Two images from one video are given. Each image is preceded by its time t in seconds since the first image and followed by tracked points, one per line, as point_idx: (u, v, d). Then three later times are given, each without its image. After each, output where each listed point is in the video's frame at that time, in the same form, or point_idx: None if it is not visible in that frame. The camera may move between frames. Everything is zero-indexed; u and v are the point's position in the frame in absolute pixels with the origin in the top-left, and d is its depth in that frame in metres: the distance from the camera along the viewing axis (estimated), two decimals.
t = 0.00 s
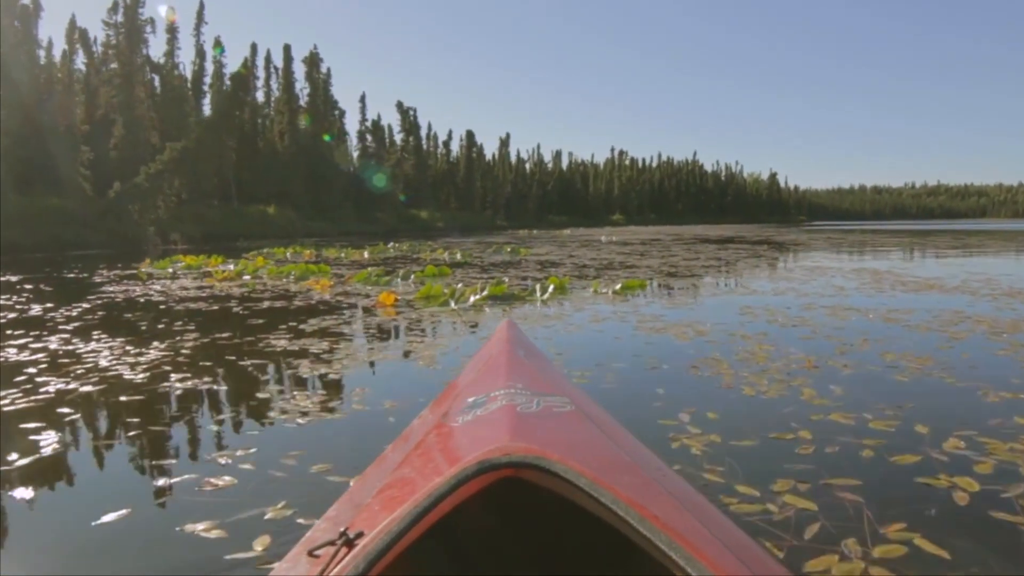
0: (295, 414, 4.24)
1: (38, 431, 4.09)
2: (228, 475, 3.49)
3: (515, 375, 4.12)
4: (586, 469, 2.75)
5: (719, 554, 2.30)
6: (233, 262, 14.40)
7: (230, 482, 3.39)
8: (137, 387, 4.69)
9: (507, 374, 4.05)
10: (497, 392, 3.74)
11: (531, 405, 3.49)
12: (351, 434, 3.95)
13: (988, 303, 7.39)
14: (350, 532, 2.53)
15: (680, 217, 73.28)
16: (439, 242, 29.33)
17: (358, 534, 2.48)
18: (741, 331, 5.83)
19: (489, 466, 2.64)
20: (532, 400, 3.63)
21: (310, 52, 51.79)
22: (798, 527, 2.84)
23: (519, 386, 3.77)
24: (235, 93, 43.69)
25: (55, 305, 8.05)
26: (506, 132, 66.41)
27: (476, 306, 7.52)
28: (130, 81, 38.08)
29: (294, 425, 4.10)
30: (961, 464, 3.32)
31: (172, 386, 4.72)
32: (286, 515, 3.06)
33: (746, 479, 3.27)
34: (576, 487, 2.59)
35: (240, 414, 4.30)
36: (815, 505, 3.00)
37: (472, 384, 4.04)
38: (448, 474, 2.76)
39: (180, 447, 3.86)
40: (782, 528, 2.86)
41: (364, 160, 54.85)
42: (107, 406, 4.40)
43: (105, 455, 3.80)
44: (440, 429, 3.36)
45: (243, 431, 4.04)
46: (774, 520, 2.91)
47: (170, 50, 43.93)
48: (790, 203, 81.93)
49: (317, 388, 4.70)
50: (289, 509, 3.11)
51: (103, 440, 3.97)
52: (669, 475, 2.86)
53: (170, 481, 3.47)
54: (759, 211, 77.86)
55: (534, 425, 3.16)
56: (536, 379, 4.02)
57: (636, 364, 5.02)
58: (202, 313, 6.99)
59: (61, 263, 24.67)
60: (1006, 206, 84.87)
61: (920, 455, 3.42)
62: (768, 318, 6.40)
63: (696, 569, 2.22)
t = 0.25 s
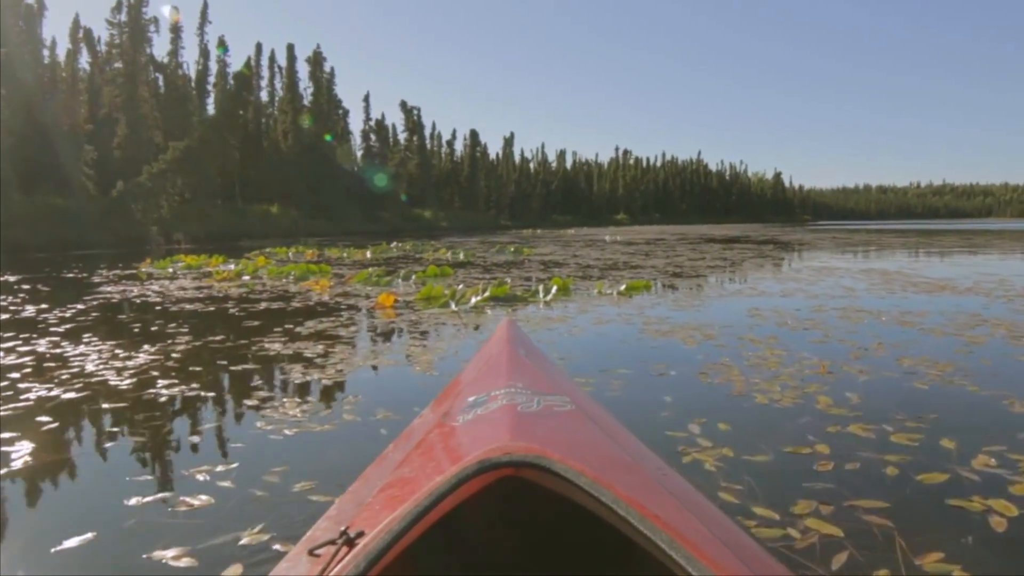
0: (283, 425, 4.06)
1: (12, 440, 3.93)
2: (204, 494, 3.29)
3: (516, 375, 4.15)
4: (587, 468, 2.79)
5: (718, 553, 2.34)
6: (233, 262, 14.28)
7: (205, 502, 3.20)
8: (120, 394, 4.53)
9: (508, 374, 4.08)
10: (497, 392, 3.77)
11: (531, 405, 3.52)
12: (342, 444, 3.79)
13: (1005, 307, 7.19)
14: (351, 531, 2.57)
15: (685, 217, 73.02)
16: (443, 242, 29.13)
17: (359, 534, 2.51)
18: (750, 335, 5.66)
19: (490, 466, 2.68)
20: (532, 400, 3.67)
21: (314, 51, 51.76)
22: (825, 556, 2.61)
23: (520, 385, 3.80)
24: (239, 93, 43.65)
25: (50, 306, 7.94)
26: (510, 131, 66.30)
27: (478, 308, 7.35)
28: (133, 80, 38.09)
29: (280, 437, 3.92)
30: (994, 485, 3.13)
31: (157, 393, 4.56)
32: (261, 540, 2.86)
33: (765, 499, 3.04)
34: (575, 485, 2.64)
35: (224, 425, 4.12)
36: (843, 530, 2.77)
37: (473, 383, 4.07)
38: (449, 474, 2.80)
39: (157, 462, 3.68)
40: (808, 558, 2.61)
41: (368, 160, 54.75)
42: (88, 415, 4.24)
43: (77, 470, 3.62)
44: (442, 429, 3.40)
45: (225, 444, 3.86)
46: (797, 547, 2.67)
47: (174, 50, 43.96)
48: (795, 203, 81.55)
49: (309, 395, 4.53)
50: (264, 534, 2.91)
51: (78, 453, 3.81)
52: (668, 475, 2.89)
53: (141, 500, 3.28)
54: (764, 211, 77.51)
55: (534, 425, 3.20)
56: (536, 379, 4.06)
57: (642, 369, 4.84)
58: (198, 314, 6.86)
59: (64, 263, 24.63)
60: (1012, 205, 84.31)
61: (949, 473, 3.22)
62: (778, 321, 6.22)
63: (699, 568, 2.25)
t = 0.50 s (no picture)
0: (269, 436, 3.89)
1: None
2: (178, 515, 3.10)
3: (516, 375, 4.08)
4: (587, 466, 2.72)
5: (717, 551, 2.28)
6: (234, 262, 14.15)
7: (179, 524, 3.00)
8: (102, 403, 4.37)
9: (507, 373, 4.01)
10: (497, 391, 3.69)
11: (531, 405, 3.44)
12: (331, 456, 3.63)
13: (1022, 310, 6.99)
14: (350, 531, 2.50)
15: (689, 217, 72.75)
16: (447, 241, 28.96)
17: (358, 534, 2.45)
18: (760, 339, 5.48)
19: (490, 465, 2.61)
20: (532, 400, 3.59)
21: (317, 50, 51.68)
22: None
23: (520, 385, 3.72)
24: (243, 92, 43.59)
25: (46, 307, 7.82)
26: (514, 131, 66.15)
27: (479, 310, 7.17)
28: (137, 79, 38.04)
29: (265, 450, 3.74)
30: None
31: (141, 401, 4.40)
32: (233, 568, 2.65)
33: (789, 523, 2.83)
34: (576, 486, 2.57)
35: (207, 437, 3.95)
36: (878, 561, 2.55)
37: (473, 384, 4.00)
38: (449, 474, 2.74)
39: (135, 479, 3.50)
40: None
41: (372, 159, 54.62)
42: (68, 425, 4.08)
43: (47, 486, 3.44)
44: (441, 429, 3.32)
45: (206, 459, 3.67)
46: None
47: (177, 49, 43.92)
48: (800, 203, 81.10)
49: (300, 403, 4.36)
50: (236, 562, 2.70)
51: (52, 466, 3.63)
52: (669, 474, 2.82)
53: (110, 521, 3.08)
54: (769, 211, 77.07)
55: (534, 424, 3.14)
56: (536, 378, 3.99)
57: (649, 375, 4.66)
58: (192, 316, 6.72)
59: (66, 262, 24.53)
60: (1019, 205, 83.71)
61: (983, 495, 3.01)
62: (789, 323, 6.03)
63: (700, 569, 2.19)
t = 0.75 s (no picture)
0: (255, 447, 3.74)
1: None
2: (149, 537, 2.93)
3: (516, 376, 4.11)
4: (586, 468, 2.76)
5: (715, 550, 2.33)
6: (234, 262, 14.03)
7: (148, 548, 2.82)
8: (83, 411, 4.23)
9: (507, 374, 4.04)
10: (497, 392, 3.73)
11: (531, 405, 3.48)
12: (322, 466, 3.49)
13: None
14: (350, 530, 2.53)
15: (694, 217, 72.43)
16: (450, 241, 28.77)
17: (359, 533, 2.48)
18: (772, 343, 5.31)
19: (491, 465, 2.65)
20: (532, 400, 3.63)
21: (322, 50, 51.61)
22: None
23: (519, 386, 3.76)
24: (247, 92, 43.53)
25: (40, 308, 7.71)
26: (519, 130, 65.98)
27: (480, 311, 7.01)
28: (140, 79, 37.99)
29: (248, 463, 3.59)
30: None
31: (124, 410, 4.25)
32: None
33: (813, 548, 2.63)
34: (575, 486, 2.61)
35: (189, 449, 3.77)
36: None
37: (472, 384, 4.03)
38: (450, 474, 2.77)
39: (109, 493, 3.34)
40: None
41: (375, 159, 54.52)
42: (45, 434, 3.94)
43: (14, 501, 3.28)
44: (441, 430, 3.37)
45: (185, 474, 3.50)
46: None
47: (181, 49, 43.89)
48: (805, 203, 80.77)
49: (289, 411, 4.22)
50: None
51: (23, 480, 3.47)
52: (667, 474, 2.86)
53: (72, 545, 2.88)
54: (774, 211, 76.73)
55: (533, 424, 3.17)
56: (536, 379, 4.03)
57: (656, 383, 4.49)
58: (188, 317, 6.61)
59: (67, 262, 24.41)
60: None
61: (1020, 516, 2.82)
62: (798, 327, 5.87)
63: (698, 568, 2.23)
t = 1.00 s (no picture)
0: (237, 460, 3.51)
1: None
2: (111, 566, 2.64)
3: (516, 376, 4.06)
4: (587, 468, 2.71)
5: (718, 551, 2.28)
6: (236, 262, 13.91)
7: None
8: (62, 420, 4.04)
9: (507, 374, 4.00)
10: (497, 392, 3.68)
11: (531, 405, 3.43)
12: (313, 478, 3.32)
13: None
14: (349, 531, 2.46)
15: (698, 216, 72.17)
16: (454, 241, 28.58)
17: (358, 533, 2.42)
18: (783, 348, 5.13)
19: (490, 465, 2.60)
20: (532, 400, 3.58)
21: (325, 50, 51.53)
22: None
23: (520, 386, 3.71)
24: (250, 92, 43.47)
25: (36, 310, 7.59)
26: (523, 130, 65.83)
27: (482, 314, 6.84)
28: (144, 78, 37.93)
29: (229, 479, 3.34)
30: None
31: (105, 419, 4.06)
32: None
33: None
34: (576, 486, 2.55)
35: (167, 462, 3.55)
36: None
37: (472, 384, 3.98)
38: (450, 474, 2.71)
39: (79, 511, 3.10)
40: None
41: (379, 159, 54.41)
42: (20, 445, 3.73)
43: None
44: (441, 429, 3.31)
45: (161, 490, 3.26)
46: None
47: (185, 48, 43.86)
48: (810, 203, 80.36)
49: (277, 421, 4.02)
50: None
51: None
52: (669, 474, 2.80)
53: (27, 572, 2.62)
54: (779, 210, 76.33)
55: (533, 424, 3.12)
56: (536, 379, 3.98)
57: (665, 392, 4.30)
58: (182, 319, 6.46)
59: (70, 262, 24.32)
60: None
61: None
62: (810, 330, 5.69)
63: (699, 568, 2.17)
